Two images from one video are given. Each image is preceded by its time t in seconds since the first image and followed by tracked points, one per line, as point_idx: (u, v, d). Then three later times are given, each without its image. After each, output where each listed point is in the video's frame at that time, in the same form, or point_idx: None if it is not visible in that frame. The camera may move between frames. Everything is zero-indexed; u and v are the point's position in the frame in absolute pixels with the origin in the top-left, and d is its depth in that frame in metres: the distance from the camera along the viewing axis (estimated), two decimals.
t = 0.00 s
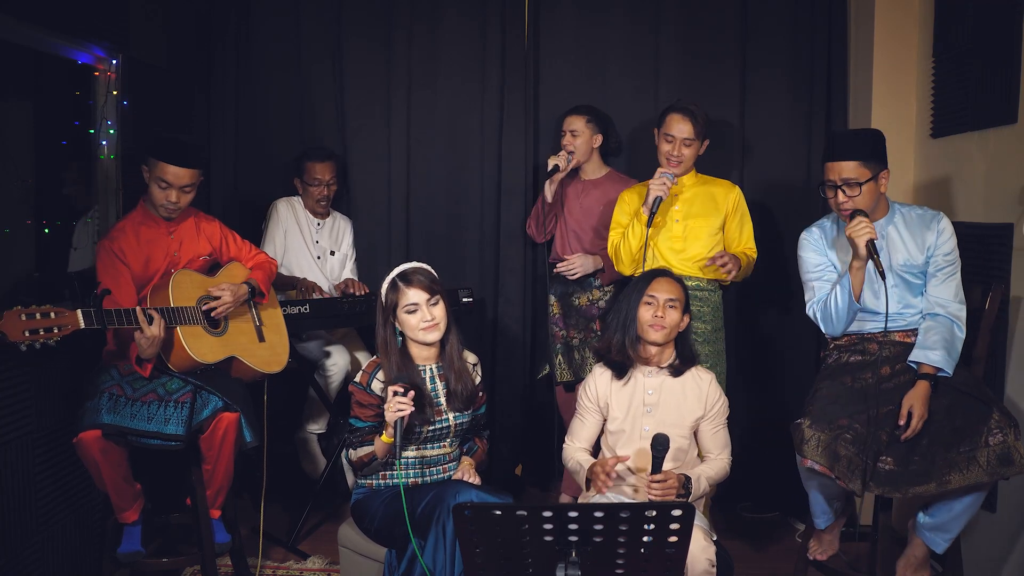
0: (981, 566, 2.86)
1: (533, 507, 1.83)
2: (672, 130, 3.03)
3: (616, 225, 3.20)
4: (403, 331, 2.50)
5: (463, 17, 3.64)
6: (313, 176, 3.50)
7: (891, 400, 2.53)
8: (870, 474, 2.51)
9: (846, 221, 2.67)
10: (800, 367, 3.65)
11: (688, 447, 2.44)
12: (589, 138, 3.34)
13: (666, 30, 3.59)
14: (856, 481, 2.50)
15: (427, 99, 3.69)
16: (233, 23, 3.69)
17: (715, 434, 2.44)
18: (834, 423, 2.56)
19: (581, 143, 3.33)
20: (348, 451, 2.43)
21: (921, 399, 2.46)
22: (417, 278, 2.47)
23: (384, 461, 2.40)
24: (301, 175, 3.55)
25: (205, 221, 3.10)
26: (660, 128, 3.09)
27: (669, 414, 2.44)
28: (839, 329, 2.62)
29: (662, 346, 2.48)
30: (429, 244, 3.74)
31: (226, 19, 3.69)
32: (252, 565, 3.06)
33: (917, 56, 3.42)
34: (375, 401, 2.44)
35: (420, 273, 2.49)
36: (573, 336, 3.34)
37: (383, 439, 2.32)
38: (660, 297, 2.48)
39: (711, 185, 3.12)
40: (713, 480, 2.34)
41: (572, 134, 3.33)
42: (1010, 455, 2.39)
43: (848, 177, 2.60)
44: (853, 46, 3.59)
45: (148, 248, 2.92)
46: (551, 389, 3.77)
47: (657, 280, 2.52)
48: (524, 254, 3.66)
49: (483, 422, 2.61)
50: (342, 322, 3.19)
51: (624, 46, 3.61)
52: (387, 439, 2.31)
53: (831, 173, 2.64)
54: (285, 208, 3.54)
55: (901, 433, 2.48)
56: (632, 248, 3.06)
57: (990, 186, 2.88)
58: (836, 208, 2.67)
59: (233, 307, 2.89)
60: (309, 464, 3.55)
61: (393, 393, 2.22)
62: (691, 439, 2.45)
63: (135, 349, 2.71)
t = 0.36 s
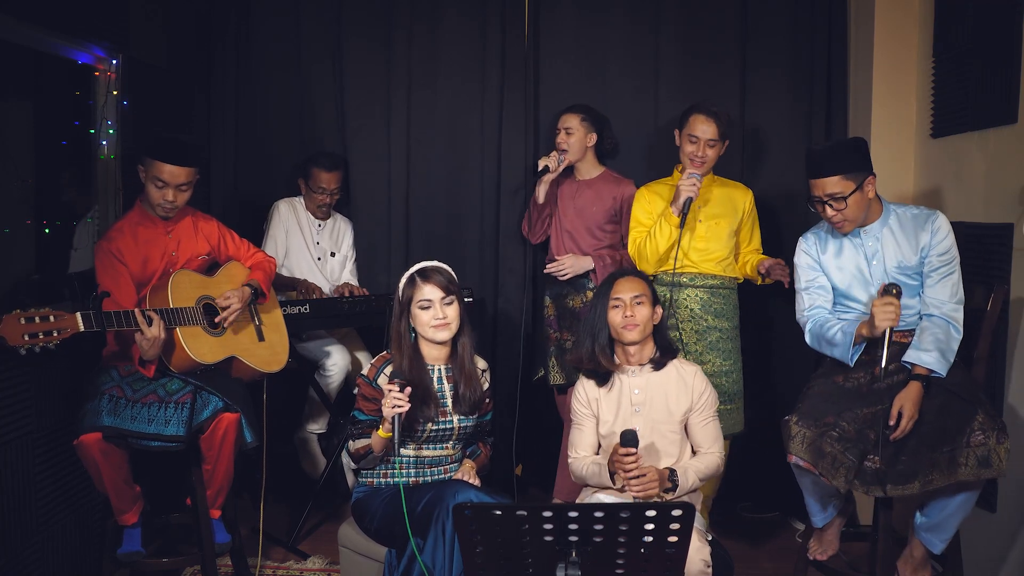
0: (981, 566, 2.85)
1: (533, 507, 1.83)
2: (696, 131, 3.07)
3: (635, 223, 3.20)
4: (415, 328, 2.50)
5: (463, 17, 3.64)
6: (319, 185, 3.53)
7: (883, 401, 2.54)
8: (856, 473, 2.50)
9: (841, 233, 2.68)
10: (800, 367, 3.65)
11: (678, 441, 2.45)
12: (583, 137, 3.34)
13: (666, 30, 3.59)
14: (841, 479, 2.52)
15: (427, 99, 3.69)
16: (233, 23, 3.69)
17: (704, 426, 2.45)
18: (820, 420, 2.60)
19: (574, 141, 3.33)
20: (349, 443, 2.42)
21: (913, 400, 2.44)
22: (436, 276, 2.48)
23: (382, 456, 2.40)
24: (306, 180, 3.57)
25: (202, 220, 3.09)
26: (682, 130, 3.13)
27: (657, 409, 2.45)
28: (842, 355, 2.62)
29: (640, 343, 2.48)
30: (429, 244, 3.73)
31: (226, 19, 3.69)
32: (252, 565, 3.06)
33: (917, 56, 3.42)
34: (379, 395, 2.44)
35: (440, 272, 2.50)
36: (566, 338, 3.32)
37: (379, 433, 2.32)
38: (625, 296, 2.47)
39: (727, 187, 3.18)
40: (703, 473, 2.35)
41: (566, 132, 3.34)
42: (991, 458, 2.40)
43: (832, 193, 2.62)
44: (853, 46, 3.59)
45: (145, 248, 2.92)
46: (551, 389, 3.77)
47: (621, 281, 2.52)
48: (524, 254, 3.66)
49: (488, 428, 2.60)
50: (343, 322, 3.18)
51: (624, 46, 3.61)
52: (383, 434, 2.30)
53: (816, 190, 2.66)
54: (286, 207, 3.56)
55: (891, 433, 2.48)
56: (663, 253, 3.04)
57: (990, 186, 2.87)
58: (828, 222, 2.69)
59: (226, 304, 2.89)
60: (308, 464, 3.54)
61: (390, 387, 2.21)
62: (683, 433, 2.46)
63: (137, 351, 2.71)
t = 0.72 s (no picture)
0: (981, 567, 2.85)
1: (533, 507, 1.83)
2: (723, 141, 3.13)
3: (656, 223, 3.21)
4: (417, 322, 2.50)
5: (463, 17, 3.64)
6: (320, 184, 3.54)
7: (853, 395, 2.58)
8: (819, 462, 2.58)
9: (843, 224, 2.68)
10: (801, 367, 3.65)
11: (677, 440, 2.44)
12: (573, 133, 3.27)
13: (666, 30, 3.59)
14: (803, 466, 2.59)
15: (427, 99, 3.69)
16: (233, 23, 3.69)
17: (703, 425, 2.43)
18: (792, 408, 2.65)
19: (564, 138, 3.26)
20: (348, 444, 2.40)
21: (886, 399, 2.47)
22: (452, 275, 2.50)
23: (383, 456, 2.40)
24: (308, 178, 3.58)
25: (199, 220, 3.09)
26: (707, 137, 3.18)
27: (655, 407, 2.45)
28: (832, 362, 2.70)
29: (635, 345, 2.48)
30: (429, 244, 3.73)
31: (226, 19, 3.69)
32: (252, 565, 3.06)
33: (917, 56, 3.42)
34: (377, 395, 2.44)
35: (457, 273, 2.53)
36: (555, 341, 3.25)
37: (381, 426, 2.32)
38: (614, 301, 2.47)
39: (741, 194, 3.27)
40: (704, 474, 2.34)
41: (556, 128, 3.27)
42: (944, 460, 2.44)
43: (833, 182, 2.62)
44: (853, 46, 3.59)
45: (142, 250, 2.92)
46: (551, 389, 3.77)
47: (609, 285, 2.51)
48: (524, 254, 3.66)
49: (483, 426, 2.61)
50: (342, 322, 3.19)
51: (624, 46, 3.61)
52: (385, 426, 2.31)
53: (817, 181, 2.66)
54: (287, 207, 3.58)
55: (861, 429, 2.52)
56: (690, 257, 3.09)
57: (990, 186, 2.87)
58: (830, 213, 2.70)
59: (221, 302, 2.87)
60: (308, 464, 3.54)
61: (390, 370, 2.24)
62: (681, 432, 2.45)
63: (135, 353, 2.72)
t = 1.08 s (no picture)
0: (981, 566, 2.85)
1: (533, 507, 1.83)
2: (745, 154, 3.12)
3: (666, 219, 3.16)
4: (411, 321, 2.48)
5: (463, 18, 3.64)
6: (318, 183, 3.52)
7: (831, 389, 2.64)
8: (791, 450, 2.64)
9: (852, 217, 2.69)
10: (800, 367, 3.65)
11: (687, 443, 2.44)
12: (564, 129, 3.23)
13: (666, 29, 3.59)
14: (774, 452, 2.66)
15: (427, 99, 3.69)
16: (233, 23, 3.69)
17: (714, 432, 2.44)
18: (775, 395, 2.72)
19: (555, 133, 3.22)
20: (347, 453, 2.39)
21: (863, 400, 2.51)
22: (445, 274, 2.51)
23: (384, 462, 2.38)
24: (307, 178, 3.56)
25: (198, 221, 3.09)
26: (729, 149, 3.15)
27: (668, 409, 2.45)
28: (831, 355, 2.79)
29: (652, 349, 2.48)
30: (429, 244, 3.73)
31: (226, 19, 3.69)
32: (252, 565, 3.06)
33: (917, 56, 3.42)
34: (372, 400, 2.45)
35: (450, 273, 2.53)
36: (548, 344, 3.18)
37: (385, 435, 2.32)
38: (632, 305, 2.45)
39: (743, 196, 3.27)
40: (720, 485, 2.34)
41: (546, 124, 3.23)
42: (890, 461, 2.51)
43: (843, 174, 2.64)
44: (853, 46, 3.59)
45: (141, 251, 2.91)
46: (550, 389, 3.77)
47: (630, 287, 2.49)
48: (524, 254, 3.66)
49: (476, 423, 2.61)
50: (342, 322, 3.19)
51: (624, 46, 3.61)
52: (389, 436, 2.31)
53: (829, 172, 2.68)
54: (285, 209, 3.57)
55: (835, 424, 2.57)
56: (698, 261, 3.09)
57: (990, 186, 2.87)
58: (839, 205, 2.71)
59: (228, 307, 2.91)
60: (308, 464, 3.54)
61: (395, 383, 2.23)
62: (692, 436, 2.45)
63: (134, 354, 2.72)
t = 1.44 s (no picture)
0: (981, 566, 2.85)
1: (533, 507, 1.83)
2: (740, 146, 3.09)
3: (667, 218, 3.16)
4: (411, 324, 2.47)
5: (463, 18, 3.64)
6: (311, 173, 3.51)
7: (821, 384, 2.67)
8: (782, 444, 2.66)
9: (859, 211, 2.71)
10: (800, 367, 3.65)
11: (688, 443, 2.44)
12: (563, 131, 3.18)
13: (666, 29, 3.59)
14: (763, 445, 2.68)
15: (427, 99, 3.68)
16: (233, 23, 3.69)
17: (714, 433, 2.46)
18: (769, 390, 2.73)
19: (554, 137, 3.17)
20: (348, 459, 2.40)
21: (851, 399, 2.52)
22: (435, 275, 2.50)
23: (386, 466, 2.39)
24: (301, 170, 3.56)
25: (203, 221, 3.10)
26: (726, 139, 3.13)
27: (676, 410, 2.45)
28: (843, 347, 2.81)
29: (662, 352, 2.48)
30: (429, 244, 3.73)
31: (226, 19, 3.69)
32: (252, 565, 3.06)
33: (917, 56, 3.42)
34: (371, 404, 2.45)
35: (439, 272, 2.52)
36: (555, 345, 3.15)
37: (386, 439, 2.32)
38: (654, 305, 2.43)
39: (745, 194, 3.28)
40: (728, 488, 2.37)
41: (544, 127, 3.17)
42: (861, 458, 2.52)
43: (855, 167, 2.65)
44: (853, 46, 3.59)
45: (146, 248, 2.92)
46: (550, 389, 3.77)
47: (653, 286, 2.46)
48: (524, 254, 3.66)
49: (475, 420, 2.60)
50: (342, 322, 3.19)
51: (624, 46, 3.61)
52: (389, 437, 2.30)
53: (842, 164, 2.68)
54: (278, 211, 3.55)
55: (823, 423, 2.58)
56: (695, 262, 3.09)
57: (990, 186, 2.87)
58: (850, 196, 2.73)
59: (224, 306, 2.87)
60: (308, 464, 3.54)
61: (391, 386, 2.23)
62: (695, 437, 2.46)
63: (137, 350, 2.69)
